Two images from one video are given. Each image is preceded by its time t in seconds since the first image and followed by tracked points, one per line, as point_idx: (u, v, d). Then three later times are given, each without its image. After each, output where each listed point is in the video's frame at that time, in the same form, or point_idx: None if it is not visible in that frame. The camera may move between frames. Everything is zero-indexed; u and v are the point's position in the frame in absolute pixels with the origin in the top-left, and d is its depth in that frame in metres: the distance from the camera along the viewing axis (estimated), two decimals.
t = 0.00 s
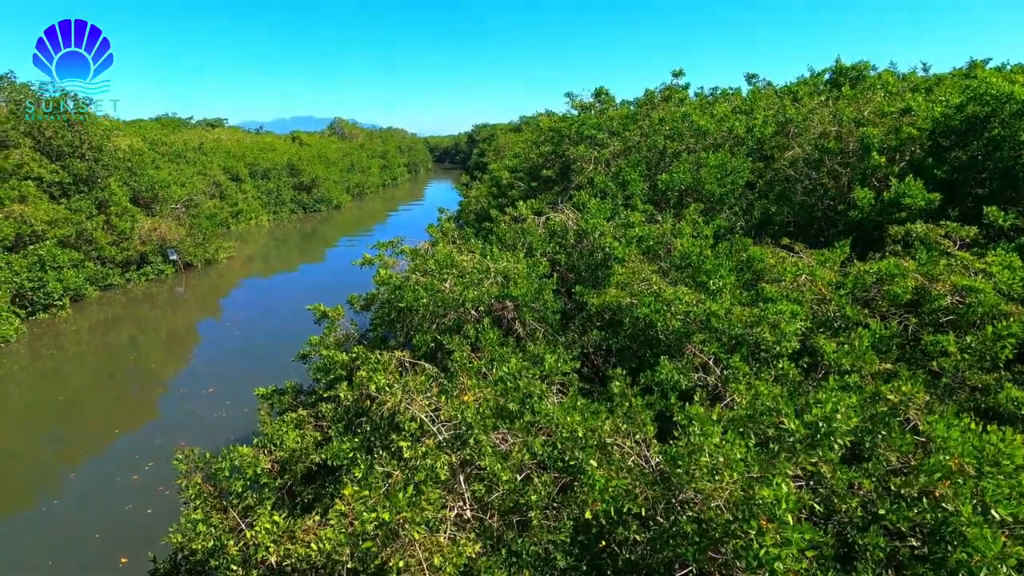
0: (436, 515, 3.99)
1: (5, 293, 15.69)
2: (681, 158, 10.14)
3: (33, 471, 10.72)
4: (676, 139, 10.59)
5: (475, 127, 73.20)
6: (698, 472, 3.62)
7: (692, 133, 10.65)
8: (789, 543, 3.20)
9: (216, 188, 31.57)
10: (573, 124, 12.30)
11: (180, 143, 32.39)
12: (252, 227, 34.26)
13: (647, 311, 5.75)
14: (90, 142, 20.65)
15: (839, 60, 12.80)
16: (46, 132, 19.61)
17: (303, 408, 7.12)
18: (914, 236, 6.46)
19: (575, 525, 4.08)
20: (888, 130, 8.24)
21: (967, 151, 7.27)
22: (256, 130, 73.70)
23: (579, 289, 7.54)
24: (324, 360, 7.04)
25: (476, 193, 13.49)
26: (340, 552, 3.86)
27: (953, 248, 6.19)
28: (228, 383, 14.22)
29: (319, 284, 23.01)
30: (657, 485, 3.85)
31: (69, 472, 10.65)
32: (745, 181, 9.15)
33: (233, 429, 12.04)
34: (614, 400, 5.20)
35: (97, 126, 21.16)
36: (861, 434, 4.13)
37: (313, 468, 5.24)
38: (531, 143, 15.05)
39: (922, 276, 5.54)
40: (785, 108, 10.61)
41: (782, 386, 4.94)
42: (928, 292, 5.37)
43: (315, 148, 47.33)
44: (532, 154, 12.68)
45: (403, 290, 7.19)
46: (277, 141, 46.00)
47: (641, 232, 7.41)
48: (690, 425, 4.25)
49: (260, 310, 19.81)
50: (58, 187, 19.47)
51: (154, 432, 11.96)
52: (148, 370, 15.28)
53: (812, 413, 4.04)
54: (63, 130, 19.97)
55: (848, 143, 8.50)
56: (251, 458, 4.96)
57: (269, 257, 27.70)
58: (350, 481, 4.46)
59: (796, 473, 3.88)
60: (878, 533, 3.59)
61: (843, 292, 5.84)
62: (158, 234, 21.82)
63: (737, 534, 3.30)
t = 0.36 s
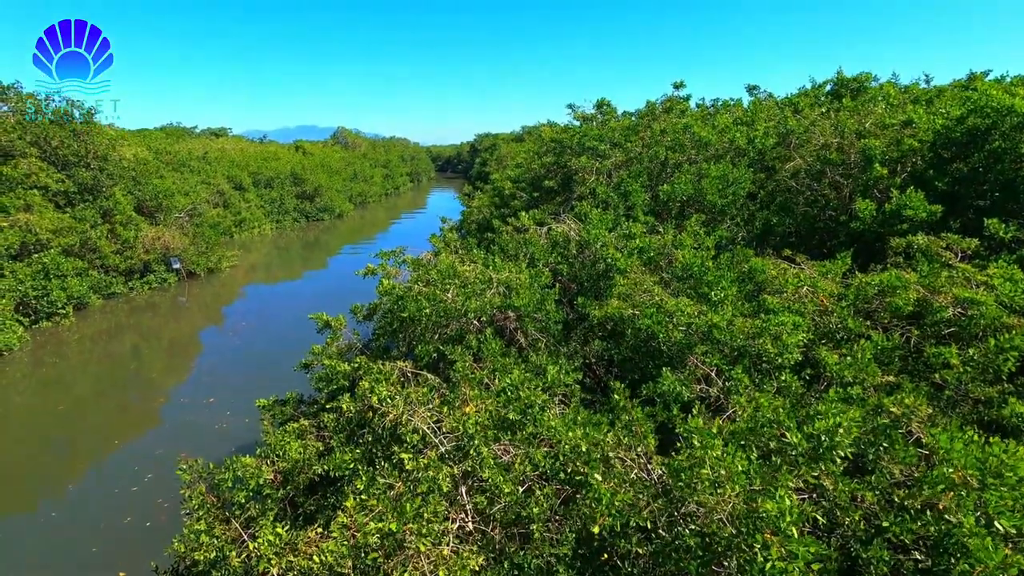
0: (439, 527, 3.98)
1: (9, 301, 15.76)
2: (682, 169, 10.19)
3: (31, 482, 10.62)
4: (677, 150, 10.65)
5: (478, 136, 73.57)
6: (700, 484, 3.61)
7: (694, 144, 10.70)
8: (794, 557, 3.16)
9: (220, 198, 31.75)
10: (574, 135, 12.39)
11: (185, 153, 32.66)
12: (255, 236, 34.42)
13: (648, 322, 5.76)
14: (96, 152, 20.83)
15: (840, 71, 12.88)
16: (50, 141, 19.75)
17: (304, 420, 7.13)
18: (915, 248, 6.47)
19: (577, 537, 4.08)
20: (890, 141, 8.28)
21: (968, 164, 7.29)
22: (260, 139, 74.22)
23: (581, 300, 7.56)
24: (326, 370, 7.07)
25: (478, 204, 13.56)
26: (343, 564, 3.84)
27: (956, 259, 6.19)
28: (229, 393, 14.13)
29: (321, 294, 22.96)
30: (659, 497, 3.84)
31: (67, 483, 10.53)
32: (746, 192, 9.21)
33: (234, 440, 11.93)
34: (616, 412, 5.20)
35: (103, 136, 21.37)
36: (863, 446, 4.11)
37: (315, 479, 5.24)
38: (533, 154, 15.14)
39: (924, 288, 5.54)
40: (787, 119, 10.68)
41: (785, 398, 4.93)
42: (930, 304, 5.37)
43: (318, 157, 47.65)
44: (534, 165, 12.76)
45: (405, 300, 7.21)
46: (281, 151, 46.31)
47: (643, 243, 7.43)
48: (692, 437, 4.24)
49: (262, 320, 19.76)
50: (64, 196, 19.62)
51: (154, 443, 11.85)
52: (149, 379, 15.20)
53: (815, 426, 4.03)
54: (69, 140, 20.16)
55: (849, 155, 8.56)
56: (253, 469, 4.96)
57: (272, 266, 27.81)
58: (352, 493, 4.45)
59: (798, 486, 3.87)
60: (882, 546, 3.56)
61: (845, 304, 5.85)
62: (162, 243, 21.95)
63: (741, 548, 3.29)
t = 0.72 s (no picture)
0: (448, 540, 3.97)
1: (13, 309, 15.79)
2: (685, 180, 10.24)
3: (31, 494, 10.53)
4: (680, 161, 10.70)
5: (480, 146, 73.92)
6: (709, 499, 3.61)
7: (697, 155, 10.75)
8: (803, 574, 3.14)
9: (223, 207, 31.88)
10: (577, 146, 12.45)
11: (189, 162, 32.84)
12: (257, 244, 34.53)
13: (653, 334, 5.76)
14: (101, 161, 20.96)
15: (842, 83, 12.97)
16: (55, 149, 19.84)
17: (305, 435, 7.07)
18: (919, 260, 6.49)
19: (584, 551, 4.07)
20: (892, 154, 8.33)
21: (971, 176, 7.33)
22: (263, 148, 74.69)
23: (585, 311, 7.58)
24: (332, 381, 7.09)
25: (481, 214, 13.62)
26: None
27: (960, 271, 6.21)
28: (231, 404, 14.00)
29: (325, 303, 22.91)
30: (667, 511, 3.84)
31: (68, 494, 10.43)
32: (749, 203, 9.24)
33: (236, 451, 11.79)
34: (622, 424, 5.19)
35: (109, 145, 21.52)
36: (869, 460, 4.11)
37: (321, 490, 5.23)
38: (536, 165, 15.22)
39: (929, 300, 5.56)
40: (790, 131, 10.74)
41: (791, 410, 4.94)
42: (935, 316, 5.38)
43: (321, 166, 47.90)
44: (537, 175, 12.82)
45: (410, 310, 7.23)
46: (283, 159, 46.53)
47: (647, 254, 7.45)
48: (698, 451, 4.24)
49: (266, 329, 19.71)
50: (69, 205, 19.73)
51: (156, 454, 11.75)
52: (152, 389, 15.13)
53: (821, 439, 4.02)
54: (75, 149, 20.31)
55: (851, 166, 8.61)
56: (261, 479, 4.96)
57: (275, 274, 27.88)
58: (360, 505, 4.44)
59: (806, 501, 3.87)
60: (891, 560, 3.55)
61: (849, 316, 5.86)
62: (165, 251, 22.04)
63: (751, 564, 3.28)
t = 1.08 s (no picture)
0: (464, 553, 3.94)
1: (19, 316, 15.84)
2: (691, 190, 10.27)
3: (33, 504, 10.44)
4: (685, 171, 10.74)
5: (483, 155, 74.28)
6: (726, 512, 3.59)
7: (702, 165, 10.79)
8: None
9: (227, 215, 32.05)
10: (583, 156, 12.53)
11: (195, 170, 33.08)
12: (261, 253, 34.65)
13: (664, 345, 5.75)
14: (108, 169, 21.11)
15: (848, 95, 12.93)
16: (63, 157, 19.98)
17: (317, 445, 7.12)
18: (929, 271, 6.49)
19: (598, 564, 4.03)
20: (898, 165, 8.37)
21: (979, 187, 7.35)
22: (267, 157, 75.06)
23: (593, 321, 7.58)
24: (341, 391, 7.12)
25: (487, 224, 13.68)
26: None
27: (970, 282, 6.20)
28: (236, 413, 13.91)
29: (331, 312, 22.87)
30: (684, 525, 3.81)
31: (70, 504, 10.33)
32: (755, 214, 9.28)
33: (240, 461, 11.67)
34: (633, 436, 5.18)
35: (116, 154, 21.68)
36: (885, 472, 4.07)
37: (334, 501, 5.23)
38: (540, 175, 15.29)
39: (940, 312, 5.55)
40: (795, 142, 10.80)
41: (803, 422, 4.93)
42: (946, 327, 5.36)
43: (326, 176, 48.18)
44: (543, 185, 12.89)
45: (419, 320, 7.25)
46: (288, 168, 46.81)
47: (655, 265, 7.45)
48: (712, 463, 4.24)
49: (271, 338, 19.65)
50: (75, 213, 19.85)
51: (159, 464, 11.65)
52: (156, 397, 15.06)
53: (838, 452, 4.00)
54: (82, 157, 20.46)
55: (857, 177, 8.65)
56: (275, 489, 4.99)
57: (279, 282, 27.92)
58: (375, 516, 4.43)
59: (823, 515, 3.82)
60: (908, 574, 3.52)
61: (859, 327, 5.86)
62: (170, 259, 22.13)
63: None
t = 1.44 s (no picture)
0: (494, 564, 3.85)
1: (28, 323, 15.89)
2: (702, 200, 10.30)
3: (39, 516, 10.38)
4: (695, 181, 10.76)
5: (487, 164, 74.63)
6: (758, 524, 3.54)
7: (712, 175, 10.82)
8: None
9: (233, 223, 32.17)
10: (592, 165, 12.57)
11: (201, 179, 33.26)
12: (266, 260, 34.76)
13: (681, 354, 5.72)
14: (117, 177, 21.24)
15: (856, 104, 13.13)
16: (73, 165, 20.10)
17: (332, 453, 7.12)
18: (946, 281, 6.47)
19: None
20: (911, 175, 8.37)
21: (993, 197, 7.34)
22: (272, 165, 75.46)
23: (606, 330, 7.56)
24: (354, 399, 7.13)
25: (496, 233, 13.70)
26: None
27: (987, 292, 6.18)
28: (243, 423, 13.81)
29: (338, 320, 22.78)
30: (714, 537, 3.73)
31: (76, 517, 10.29)
32: (766, 223, 9.29)
33: (248, 471, 11.58)
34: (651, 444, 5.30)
35: (125, 162, 21.82)
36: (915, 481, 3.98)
37: (356, 509, 5.17)
38: (548, 184, 15.32)
39: (959, 322, 5.53)
40: (804, 152, 10.83)
41: (824, 433, 4.90)
42: (966, 337, 5.33)
43: (331, 184, 48.39)
44: (553, 194, 12.93)
45: (433, 328, 7.24)
46: (293, 176, 47.03)
47: (669, 274, 7.45)
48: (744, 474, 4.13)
49: (278, 346, 19.56)
50: (84, 220, 19.97)
51: (166, 476, 11.56)
52: (163, 406, 15.00)
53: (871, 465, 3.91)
54: (92, 165, 20.59)
55: (869, 187, 8.68)
56: (297, 496, 5.19)
57: (284, 290, 27.94)
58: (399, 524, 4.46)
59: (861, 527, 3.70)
60: None
61: (876, 337, 5.84)
62: (177, 266, 22.21)
63: None
